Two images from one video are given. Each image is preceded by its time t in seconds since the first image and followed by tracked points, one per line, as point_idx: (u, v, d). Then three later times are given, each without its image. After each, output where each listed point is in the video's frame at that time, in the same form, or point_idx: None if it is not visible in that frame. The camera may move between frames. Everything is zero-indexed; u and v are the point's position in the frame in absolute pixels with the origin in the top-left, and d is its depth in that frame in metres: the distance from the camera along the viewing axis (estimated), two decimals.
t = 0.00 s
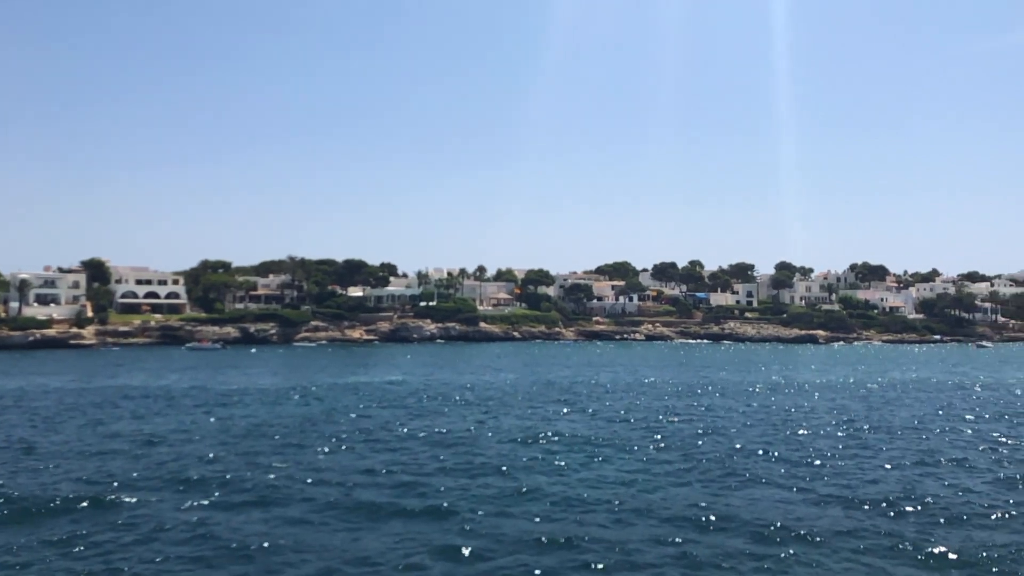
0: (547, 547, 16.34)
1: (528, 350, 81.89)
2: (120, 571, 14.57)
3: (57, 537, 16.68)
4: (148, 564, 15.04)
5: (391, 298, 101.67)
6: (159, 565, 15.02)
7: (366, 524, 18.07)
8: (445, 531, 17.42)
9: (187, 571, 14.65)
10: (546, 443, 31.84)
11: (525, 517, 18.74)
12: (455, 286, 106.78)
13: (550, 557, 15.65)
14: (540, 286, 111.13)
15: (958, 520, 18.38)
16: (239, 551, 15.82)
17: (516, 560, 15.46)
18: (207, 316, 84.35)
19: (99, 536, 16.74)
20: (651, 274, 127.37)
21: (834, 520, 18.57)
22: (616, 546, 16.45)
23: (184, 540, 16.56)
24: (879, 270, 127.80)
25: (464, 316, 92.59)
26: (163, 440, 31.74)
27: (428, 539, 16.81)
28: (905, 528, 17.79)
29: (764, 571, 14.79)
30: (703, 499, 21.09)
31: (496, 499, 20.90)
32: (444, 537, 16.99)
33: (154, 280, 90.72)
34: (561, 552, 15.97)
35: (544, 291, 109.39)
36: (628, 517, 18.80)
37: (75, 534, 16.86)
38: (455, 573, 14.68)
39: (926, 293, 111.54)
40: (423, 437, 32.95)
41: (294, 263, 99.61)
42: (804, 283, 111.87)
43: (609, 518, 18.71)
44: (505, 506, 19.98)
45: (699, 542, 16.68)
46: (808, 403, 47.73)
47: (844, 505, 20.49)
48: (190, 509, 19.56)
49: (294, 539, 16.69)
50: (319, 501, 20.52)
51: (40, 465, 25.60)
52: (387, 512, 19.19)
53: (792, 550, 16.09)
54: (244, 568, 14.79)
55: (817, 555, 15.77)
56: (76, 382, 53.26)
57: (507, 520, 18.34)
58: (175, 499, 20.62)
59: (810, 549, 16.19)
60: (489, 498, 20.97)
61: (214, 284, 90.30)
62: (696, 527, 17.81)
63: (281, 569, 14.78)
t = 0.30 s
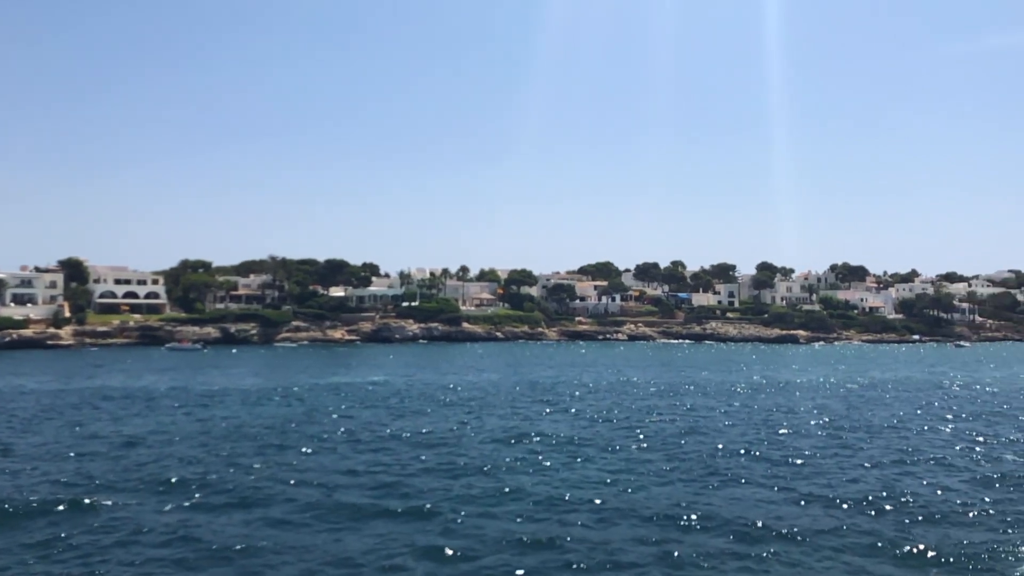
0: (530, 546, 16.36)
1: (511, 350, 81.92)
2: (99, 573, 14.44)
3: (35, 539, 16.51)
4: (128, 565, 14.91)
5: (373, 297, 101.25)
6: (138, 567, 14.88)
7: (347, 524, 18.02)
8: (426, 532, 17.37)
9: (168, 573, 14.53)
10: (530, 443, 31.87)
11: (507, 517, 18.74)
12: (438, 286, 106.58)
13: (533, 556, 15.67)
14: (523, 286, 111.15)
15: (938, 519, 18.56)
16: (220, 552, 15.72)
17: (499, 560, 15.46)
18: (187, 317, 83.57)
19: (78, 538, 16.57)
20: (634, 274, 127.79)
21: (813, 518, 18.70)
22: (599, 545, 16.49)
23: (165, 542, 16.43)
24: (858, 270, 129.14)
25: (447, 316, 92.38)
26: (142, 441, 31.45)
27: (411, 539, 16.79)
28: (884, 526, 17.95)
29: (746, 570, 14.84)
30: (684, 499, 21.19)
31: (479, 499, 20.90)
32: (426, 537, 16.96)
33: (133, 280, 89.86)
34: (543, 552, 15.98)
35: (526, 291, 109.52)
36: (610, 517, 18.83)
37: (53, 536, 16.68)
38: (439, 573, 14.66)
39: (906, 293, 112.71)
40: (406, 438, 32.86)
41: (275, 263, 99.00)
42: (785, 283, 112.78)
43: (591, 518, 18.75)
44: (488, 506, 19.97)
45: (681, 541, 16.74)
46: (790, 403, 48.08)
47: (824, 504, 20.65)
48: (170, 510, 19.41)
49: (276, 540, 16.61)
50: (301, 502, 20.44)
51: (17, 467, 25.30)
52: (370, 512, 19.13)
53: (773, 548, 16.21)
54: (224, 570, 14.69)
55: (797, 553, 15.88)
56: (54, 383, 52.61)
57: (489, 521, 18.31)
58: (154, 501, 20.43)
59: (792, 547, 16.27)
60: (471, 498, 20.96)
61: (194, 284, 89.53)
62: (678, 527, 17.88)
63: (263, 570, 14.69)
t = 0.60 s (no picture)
0: (512, 545, 16.38)
1: (494, 350, 81.92)
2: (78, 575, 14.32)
3: (13, 541, 16.34)
4: (107, 567, 14.79)
5: (355, 297, 100.82)
6: (118, 568, 14.76)
7: (329, 525, 17.94)
8: (409, 532, 17.33)
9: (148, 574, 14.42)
10: (513, 443, 31.87)
11: (489, 517, 18.74)
12: (421, 286, 106.34)
13: (516, 555, 15.70)
14: (506, 286, 111.21)
15: (915, 516, 18.77)
16: (200, 553, 15.61)
17: (482, 560, 15.46)
18: (167, 316, 82.84)
19: (56, 541, 16.40)
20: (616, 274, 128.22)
21: (794, 517, 18.84)
22: (581, 544, 16.52)
23: (144, 544, 16.30)
24: (838, 271, 130.38)
25: (430, 316, 92.23)
26: (122, 443, 31.16)
27: (394, 539, 16.75)
28: (863, 524, 18.11)
29: (728, 569, 14.92)
30: (666, 498, 21.25)
31: (461, 499, 20.87)
32: (408, 537, 16.92)
33: (112, 280, 88.98)
34: (526, 551, 15.99)
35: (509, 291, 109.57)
36: (592, 516, 18.86)
37: (31, 539, 16.49)
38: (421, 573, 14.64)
39: (885, 293, 113.86)
40: (389, 438, 32.76)
41: (256, 263, 98.35)
42: (766, 284, 113.68)
43: (573, 517, 18.79)
44: (470, 507, 19.96)
45: (663, 540, 16.82)
46: (771, 402, 48.40)
47: (804, 502, 20.79)
48: (149, 512, 19.25)
49: (257, 541, 16.53)
50: (283, 502, 20.35)
51: None
52: (352, 513, 19.07)
53: (755, 547, 16.31)
54: (205, 571, 14.58)
55: (778, 551, 15.99)
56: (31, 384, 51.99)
57: (471, 521, 18.30)
58: (133, 503, 20.26)
59: (773, 546, 16.39)
60: (453, 498, 20.94)
61: (174, 284, 88.75)
62: (660, 526, 17.94)
63: (244, 572, 14.60)
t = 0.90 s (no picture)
0: (495, 545, 16.36)
1: (476, 350, 81.84)
2: None
3: None
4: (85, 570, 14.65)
5: (337, 297, 100.34)
6: (97, 570, 14.64)
7: (311, 525, 17.85)
8: (391, 532, 17.28)
9: None
10: (496, 443, 31.83)
11: (471, 517, 18.70)
12: (403, 286, 106.03)
13: (499, 555, 15.70)
14: (489, 286, 111.20)
15: (894, 514, 18.95)
16: (180, 555, 15.49)
17: (465, 559, 15.44)
18: (146, 316, 82.06)
19: (35, 543, 16.23)
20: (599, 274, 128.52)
21: (776, 516, 18.95)
22: (564, 544, 16.52)
23: (124, 545, 16.16)
24: (819, 271, 131.37)
25: (412, 316, 91.96)
26: (101, 444, 30.87)
27: (376, 539, 16.70)
28: (844, 522, 18.25)
29: (710, 567, 14.99)
30: (649, 497, 21.29)
31: (444, 499, 20.82)
32: (391, 537, 16.85)
33: (91, 279, 88.06)
34: (509, 551, 15.99)
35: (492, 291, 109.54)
36: (576, 516, 18.87)
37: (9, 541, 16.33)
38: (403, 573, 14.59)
39: (865, 293, 114.83)
40: (372, 439, 32.63)
41: (237, 263, 97.66)
42: (747, 284, 114.42)
43: (556, 517, 18.79)
44: (453, 507, 19.93)
45: (646, 539, 16.87)
46: (753, 402, 48.68)
47: (785, 501, 20.92)
48: (129, 513, 19.08)
49: (240, 542, 16.42)
50: (266, 503, 20.23)
51: None
52: (334, 513, 18.97)
53: (737, 545, 16.38)
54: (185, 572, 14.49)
55: (761, 550, 16.07)
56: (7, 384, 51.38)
57: (454, 520, 18.26)
58: (113, 504, 20.06)
59: (754, 544, 16.49)
60: (436, 498, 20.89)
61: (153, 283, 87.93)
62: (643, 525, 17.99)
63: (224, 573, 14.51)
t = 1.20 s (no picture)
0: (478, 545, 16.36)
1: (459, 350, 81.75)
2: None
3: None
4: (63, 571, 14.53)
5: (320, 297, 99.87)
6: (76, 571, 14.53)
7: (292, 526, 17.79)
8: (374, 533, 17.23)
9: None
10: (479, 442, 31.78)
11: (453, 517, 18.68)
12: (386, 285, 105.71)
13: (482, 554, 15.73)
14: (472, 286, 111.10)
15: (874, 512, 19.12)
16: (160, 556, 15.40)
17: (448, 559, 15.44)
18: (126, 316, 81.31)
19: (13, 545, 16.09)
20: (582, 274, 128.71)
21: (757, 514, 19.05)
22: (547, 544, 16.53)
23: (104, 547, 16.05)
24: (800, 271, 132.22)
25: (395, 316, 91.70)
26: (81, 444, 30.63)
27: (359, 539, 16.67)
28: (825, 520, 18.38)
29: (692, 566, 15.05)
30: (632, 497, 21.32)
31: (427, 499, 20.78)
32: (373, 538, 16.81)
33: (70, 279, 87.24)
34: (492, 551, 15.98)
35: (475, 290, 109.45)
36: (558, 516, 18.89)
37: None
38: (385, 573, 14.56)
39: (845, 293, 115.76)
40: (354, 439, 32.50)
41: (219, 262, 97.00)
42: (729, 284, 115.01)
43: (539, 517, 18.80)
44: (436, 507, 19.90)
45: (628, 538, 16.93)
46: (735, 401, 48.90)
47: (767, 500, 21.03)
48: (109, 515, 18.95)
49: (221, 543, 16.36)
50: (248, 504, 20.13)
51: None
52: (316, 514, 18.90)
53: (719, 544, 16.45)
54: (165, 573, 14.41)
55: (743, 549, 16.15)
56: None
57: (436, 521, 18.23)
58: (93, 506, 19.91)
59: (736, 543, 16.59)
60: (419, 499, 20.84)
61: (133, 283, 87.18)
62: (626, 525, 18.03)
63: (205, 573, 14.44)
